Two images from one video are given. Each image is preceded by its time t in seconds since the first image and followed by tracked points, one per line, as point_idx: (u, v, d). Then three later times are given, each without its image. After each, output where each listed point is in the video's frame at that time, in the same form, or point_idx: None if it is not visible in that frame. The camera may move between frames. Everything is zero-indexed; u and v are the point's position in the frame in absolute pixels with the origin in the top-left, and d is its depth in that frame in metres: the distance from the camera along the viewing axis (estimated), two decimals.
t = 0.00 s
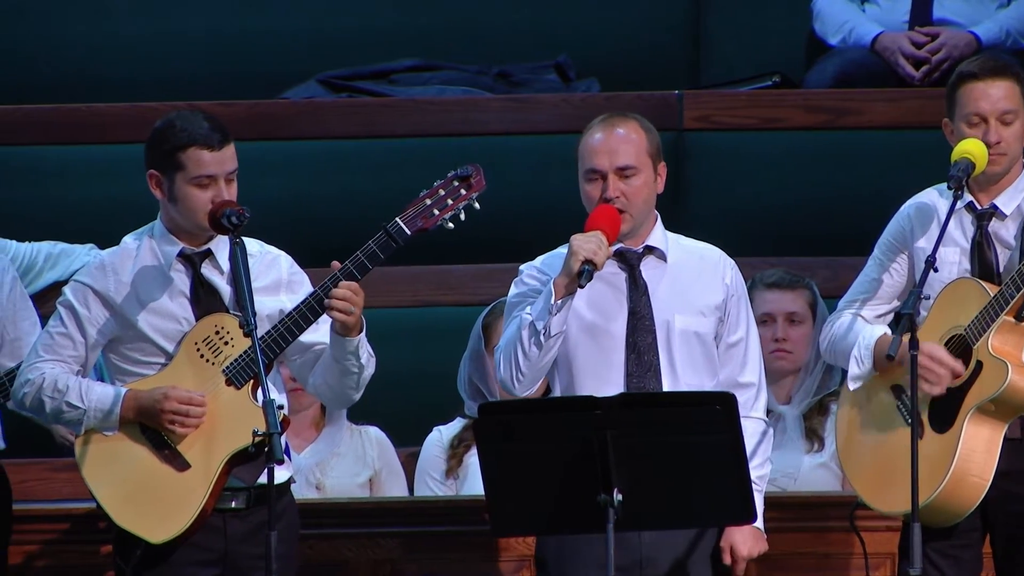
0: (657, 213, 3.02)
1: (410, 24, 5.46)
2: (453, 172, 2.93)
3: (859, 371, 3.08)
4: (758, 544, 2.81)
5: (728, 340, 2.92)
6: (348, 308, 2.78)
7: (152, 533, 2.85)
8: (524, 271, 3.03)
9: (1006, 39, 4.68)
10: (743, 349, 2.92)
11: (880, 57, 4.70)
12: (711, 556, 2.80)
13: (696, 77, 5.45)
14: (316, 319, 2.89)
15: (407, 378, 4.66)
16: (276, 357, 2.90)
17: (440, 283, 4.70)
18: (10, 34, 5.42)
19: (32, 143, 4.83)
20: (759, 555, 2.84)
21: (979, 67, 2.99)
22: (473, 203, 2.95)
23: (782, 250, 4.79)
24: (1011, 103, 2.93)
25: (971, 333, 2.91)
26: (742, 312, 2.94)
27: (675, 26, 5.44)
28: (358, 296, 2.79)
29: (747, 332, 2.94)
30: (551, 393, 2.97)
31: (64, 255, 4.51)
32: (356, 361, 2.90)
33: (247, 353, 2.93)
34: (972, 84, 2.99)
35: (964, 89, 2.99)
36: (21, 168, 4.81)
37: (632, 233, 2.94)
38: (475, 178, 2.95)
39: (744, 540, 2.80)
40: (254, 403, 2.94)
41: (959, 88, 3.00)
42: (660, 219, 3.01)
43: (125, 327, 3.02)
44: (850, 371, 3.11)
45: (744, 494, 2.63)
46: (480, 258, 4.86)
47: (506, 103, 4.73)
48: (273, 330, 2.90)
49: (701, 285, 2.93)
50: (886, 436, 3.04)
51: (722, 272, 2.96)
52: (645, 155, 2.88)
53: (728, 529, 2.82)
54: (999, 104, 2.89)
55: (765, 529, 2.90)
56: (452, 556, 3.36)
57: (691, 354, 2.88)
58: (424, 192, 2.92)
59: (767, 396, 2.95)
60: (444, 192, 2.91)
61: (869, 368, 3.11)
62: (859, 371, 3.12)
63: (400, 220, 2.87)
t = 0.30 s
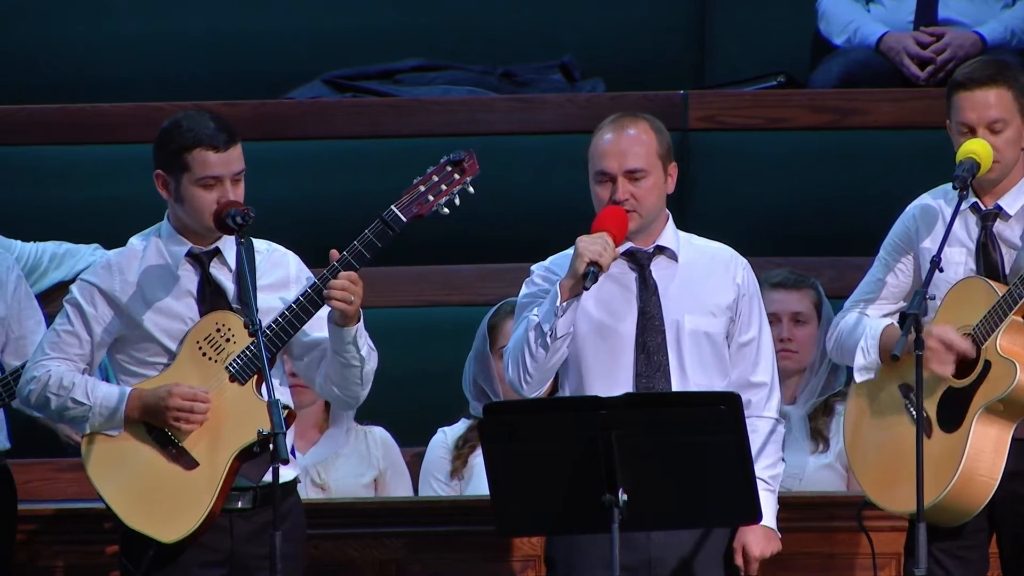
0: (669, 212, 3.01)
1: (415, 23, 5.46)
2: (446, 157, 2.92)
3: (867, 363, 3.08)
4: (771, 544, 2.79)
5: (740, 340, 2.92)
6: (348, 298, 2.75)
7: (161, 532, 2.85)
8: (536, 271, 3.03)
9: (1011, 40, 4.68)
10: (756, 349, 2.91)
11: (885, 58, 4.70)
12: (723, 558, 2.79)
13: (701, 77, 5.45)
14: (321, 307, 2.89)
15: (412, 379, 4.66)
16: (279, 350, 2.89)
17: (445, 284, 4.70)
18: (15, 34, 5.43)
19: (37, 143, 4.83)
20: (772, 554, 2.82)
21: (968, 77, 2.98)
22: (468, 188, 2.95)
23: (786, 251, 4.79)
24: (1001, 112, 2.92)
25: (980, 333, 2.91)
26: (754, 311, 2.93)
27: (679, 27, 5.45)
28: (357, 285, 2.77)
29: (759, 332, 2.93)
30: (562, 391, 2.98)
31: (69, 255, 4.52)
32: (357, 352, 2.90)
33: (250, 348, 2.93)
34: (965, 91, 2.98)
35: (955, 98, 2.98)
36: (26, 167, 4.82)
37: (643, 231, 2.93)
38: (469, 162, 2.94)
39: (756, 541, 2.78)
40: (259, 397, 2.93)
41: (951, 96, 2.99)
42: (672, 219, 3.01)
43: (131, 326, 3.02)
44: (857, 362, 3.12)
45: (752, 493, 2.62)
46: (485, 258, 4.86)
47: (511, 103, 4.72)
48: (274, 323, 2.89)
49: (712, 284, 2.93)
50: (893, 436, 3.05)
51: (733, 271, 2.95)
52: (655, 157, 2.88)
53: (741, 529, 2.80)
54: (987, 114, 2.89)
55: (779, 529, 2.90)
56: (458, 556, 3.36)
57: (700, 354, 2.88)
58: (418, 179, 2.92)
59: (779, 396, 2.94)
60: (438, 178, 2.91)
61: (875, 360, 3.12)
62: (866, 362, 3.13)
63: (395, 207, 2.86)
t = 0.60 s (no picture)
0: (681, 212, 3.01)
1: (419, 23, 5.46)
2: (458, 164, 2.92)
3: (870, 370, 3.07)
4: (782, 543, 2.79)
5: (751, 339, 2.91)
6: (356, 300, 2.75)
7: (164, 532, 2.85)
8: (547, 271, 3.03)
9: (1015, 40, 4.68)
10: (767, 348, 2.90)
11: (891, 58, 4.69)
12: (734, 556, 2.79)
13: (705, 77, 5.45)
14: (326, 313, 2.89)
15: (418, 379, 4.67)
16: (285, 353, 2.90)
17: (452, 285, 4.64)
18: (21, 34, 5.43)
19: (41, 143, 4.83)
20: (783, 553, 2.82)
21: (978, 74, 2.98)
22: (480, 195, 2.94)
23: (790, 251, 4.79)
24: (1014, 108, 2.92)
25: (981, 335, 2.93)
26: (766, 311, 2.93)
27: (685, 27, 5.45)
28: (367, 289, 2.77)
29: (771, 332, 2.92)
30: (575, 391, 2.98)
31: (74, 255, 4.52)
32: (365, 356, 2.90)
33: (256, 350, 2.93)
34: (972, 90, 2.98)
35: (963, 96, 2.98)
36: (32, 168, 4.82)
37: (653, 233, 2.94)
38: (480, 169, 2.95)
39: (767, 539, 2.79)
40: (265, 400, 2.93)
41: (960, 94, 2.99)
42: (684, 218, 3.01)
43: (137, 326, 3.02)
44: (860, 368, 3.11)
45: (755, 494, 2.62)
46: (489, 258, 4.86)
47: (516, 104, 4.68)
48: (282, 326, 2.90)
49: (724, 284, 2.93)
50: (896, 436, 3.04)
51: (745, 271, 2.95)
52: (665, 156, 2.88)
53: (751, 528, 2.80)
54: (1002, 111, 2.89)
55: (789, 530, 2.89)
56: (462, 556, 3.36)
57: (711, 354, 2.88)
58: (429, 185, 2.92)
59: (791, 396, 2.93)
60: (450, 184, 2.91)
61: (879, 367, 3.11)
62: (869, 368, 3.12)
63: (406, 213, 2.86)
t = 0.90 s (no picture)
0: (692, 211, 3.01)
1: (424, 23, 5.47)
2: (468, 170, 2.92)
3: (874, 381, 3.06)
4: (794, 543, 2.77)
5: (763, 339, 2.91)
6: (365, 304, 2.75)
7: (168, 532, 2.85)
8: (559, 270, 3.03)
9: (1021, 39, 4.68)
10: (778, 348, 2.89)
11: (896, 58, 4.69)
12: (744, 557, 2.77)
13: (710, 77, 5.45)
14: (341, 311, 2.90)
15: (422, 378, 4.67)
16: (292, 355, 2.90)
17: (453, 284, 4.70)
18: (26, 34, 5.44)
19: (46, 143, 4.84)
20: (795, 553, 2.80)
21: (986, 73, 2.98)
22: (489, 201, 2.93)
23: (795, 251, 4.79)
24: (1021, 107, 2.93)
25: (987, 339, 2.91)
26: (778, 311, 2.92)
27: (690, 27, 5.45)
28: (376, 293, 2.77)
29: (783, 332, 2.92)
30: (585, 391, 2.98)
31: (79, 255, 4.53)
32: (371, 357, 2.90)
33: (263, 353, 2.94)
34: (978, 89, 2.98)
35: (970, 95, 2.98)
36: (36, 167, 4.82)
37: (664, 234, 2.94)
38: (490, 175, 2.94)
39: (778, 540, 2.77)
40: (271, 403, 2.93)
41: (967, 93, 3.00)
42: (695, 217, 3.01)
43: (142, 326, 3.02)
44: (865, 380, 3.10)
45: (760, 494, 2.62)
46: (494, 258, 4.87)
47: (519, 104, 4.73)
48: (290, 328, 2.89)
49: (735, 284, 2.93)
50: (901, 437, 3.05)
51: (757, 271, 2.95)
52: (676, 156, 2.88)
53: (764, 528, 2.79)
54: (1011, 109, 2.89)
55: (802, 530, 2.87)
56: (467, 556, 3.36)
57: (722, 354, 2.88)
58: (439, 191, 2.92)
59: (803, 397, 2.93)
60: (459, 190, 2.91)
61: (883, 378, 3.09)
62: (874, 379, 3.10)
63: (415, 218, 2.86)
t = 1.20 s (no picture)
0: (703, 211, 3.01)
1: (429, 23, 5.47)
2: (472, 169, 2.92)
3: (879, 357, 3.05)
4: (805, 542, 2.78)
5: (774, 339, 2.91)
6: (369, 304, 2.75)
7: (172, 533, 2.84)
8: (572, 270, 3.03)
9: None
10: (790, 348, 2.90)
11: (900, 58, 4.70)
12: (758, 554, 2.78)
13: (715, 77, 5.46)
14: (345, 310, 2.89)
15: (428, 379, 4.67)
16: (296, 354, 2.89)
17: (461, 283, 4.66)
18: (28, 34, 5.43)
19: (51, 143, 4.84)
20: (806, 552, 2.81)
21: (986, 71, 2.98)
22: (493, 201, 2.94)
23: (800, 251, 4.79)
24: (1016, 107, 2.92)
25: (992, 336, 2.91)
26: (789, 310, 2.93)
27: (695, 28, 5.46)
28: (379, 294, 2.76)
29: (794, 331, 2.92)
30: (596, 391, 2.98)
31: (84, 255, 4.53)
32: (374, 357, 2.90)
33: (267, 352, 2.93)
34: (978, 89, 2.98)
35: (971, 94, 2.98)
36: (41, 167, 4.83)
37: (675, 233, 2.94)
38: (494, 175, 2.94)
39: (789, 539, 2.78)
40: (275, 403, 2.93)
41: (968, 92, 3.00)
42: (706, 217, 3.01)
43: (147, 324, 3.02)
44: (869, 355, 3.10)
45: (767, 494, 2.61)
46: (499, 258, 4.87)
47: (526, 104, 4.72)
48: (294, 327, 2.89)
49: (747, 284, 2.93)
50: (904, 435, 3.03)
51: (768, 270, 2.95)
52: (687, 155, 2.88)
53: (775, 527, 2.80)
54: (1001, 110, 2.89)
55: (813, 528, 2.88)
56: (472, 556, 3.36)
57: (734, 354, 2.88)
58: (442, 190, 2.92)
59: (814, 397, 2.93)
60: (463, 189, 2.91)
61: (887, 354, 3.09)
62: (878, 356, 3.10)
63: (419, 217, 2.86)
